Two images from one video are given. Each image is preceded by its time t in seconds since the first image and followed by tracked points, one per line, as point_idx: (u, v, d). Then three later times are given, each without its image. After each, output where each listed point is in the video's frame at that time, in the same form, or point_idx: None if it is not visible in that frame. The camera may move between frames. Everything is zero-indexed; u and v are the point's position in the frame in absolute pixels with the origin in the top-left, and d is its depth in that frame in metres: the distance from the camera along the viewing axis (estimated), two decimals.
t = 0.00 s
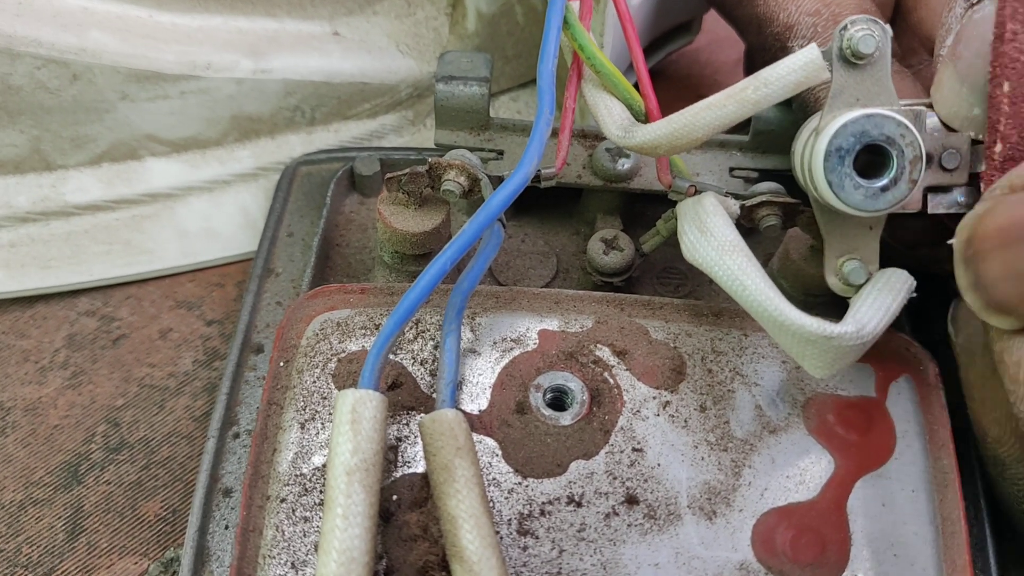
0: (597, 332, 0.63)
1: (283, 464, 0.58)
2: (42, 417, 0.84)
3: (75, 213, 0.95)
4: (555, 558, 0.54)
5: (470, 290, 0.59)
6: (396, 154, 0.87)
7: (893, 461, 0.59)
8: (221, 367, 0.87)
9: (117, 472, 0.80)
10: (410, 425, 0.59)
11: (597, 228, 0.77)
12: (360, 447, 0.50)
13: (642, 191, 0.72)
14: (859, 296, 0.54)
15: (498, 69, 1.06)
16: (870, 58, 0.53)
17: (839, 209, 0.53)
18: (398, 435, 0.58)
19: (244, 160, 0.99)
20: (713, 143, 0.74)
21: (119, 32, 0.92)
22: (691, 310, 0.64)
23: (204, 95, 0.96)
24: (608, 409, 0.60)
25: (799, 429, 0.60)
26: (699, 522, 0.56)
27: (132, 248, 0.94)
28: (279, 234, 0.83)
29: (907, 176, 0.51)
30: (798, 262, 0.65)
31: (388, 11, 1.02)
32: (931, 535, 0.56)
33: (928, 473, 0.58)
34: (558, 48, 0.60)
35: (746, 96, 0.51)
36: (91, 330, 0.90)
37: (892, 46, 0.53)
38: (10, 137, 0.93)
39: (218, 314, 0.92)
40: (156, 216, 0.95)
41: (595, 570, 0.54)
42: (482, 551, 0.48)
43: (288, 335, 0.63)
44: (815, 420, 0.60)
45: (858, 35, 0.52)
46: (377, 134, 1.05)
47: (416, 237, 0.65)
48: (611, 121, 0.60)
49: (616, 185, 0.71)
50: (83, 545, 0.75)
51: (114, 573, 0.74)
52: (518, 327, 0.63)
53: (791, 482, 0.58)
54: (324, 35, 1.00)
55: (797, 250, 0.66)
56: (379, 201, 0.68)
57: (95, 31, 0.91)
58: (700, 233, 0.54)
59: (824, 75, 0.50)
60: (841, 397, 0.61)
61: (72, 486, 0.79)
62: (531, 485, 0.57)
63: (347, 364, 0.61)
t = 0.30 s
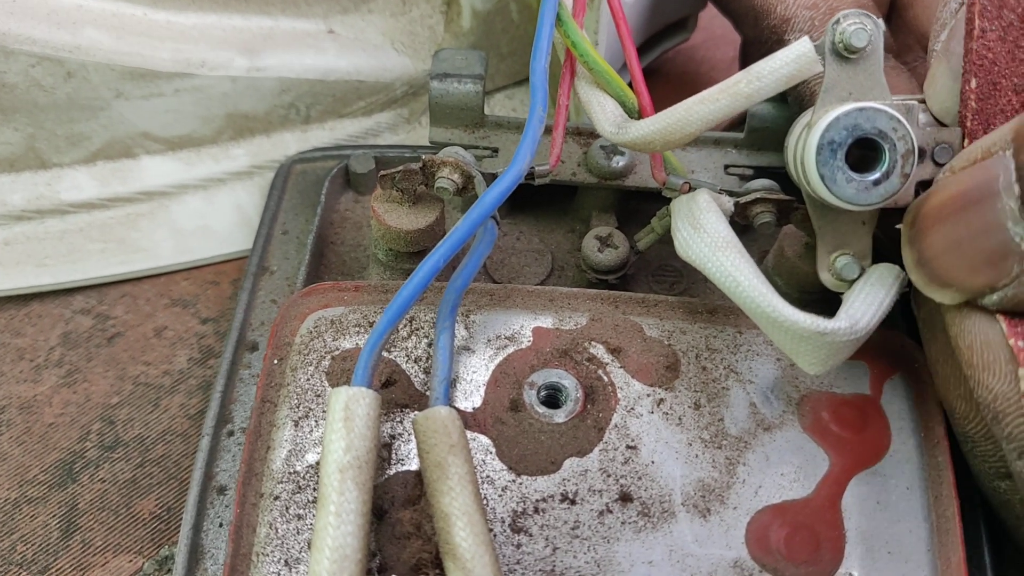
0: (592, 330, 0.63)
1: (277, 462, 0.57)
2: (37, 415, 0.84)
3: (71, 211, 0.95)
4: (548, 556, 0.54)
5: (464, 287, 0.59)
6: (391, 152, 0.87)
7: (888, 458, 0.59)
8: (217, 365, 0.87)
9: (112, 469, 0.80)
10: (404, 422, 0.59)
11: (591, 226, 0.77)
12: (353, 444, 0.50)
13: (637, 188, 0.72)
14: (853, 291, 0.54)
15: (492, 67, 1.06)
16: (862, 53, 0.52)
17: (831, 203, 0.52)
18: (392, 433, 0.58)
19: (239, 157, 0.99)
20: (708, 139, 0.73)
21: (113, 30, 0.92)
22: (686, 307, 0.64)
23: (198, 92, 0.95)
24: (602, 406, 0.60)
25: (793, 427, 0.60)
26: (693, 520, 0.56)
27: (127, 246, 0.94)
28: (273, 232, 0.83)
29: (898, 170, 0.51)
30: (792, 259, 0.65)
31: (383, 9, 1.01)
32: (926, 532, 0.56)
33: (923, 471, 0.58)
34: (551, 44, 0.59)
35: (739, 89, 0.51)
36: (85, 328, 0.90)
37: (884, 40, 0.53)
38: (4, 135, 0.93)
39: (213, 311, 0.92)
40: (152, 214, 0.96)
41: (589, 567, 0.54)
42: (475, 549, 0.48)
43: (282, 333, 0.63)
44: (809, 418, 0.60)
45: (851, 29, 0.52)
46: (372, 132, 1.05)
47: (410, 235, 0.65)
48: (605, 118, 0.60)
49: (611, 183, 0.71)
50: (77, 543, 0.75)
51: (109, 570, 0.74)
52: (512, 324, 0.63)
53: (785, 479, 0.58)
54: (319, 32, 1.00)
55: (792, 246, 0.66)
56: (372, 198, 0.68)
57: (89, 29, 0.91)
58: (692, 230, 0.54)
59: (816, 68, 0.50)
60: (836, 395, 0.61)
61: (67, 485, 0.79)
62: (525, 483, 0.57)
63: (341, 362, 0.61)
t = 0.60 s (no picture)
0: (592, 328, 0.63)
1: (275, 461, 0.57)
2: (35, 414, 0.83)
3: (69, 210, 0.95)
4: (547, 555, 0.54)
5: (464, 286, 0.59)
6: (390, 150, 0.87)
7: (889, 458, 0.58)
8: (216, 364, 0.86)
9: (111, 468, 0.80)
10: (404, 421, 0.59)
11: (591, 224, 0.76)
12: (351, 444, 0.50)
13: (636, 187, 0.72)
14: (855, 289, 0.54)
15: (492, 65, 1.06)
16: (876, 51, 0.52)
17: (840, 202, 0.52)
18: (391, 432, 0.58)
19: (238, 156, 0.99)
20: (707, 138, 0.73)
21: (112, 28, 0.92)
22: (686, 305, 0.64)
23: (198, 91, 0.95)
24: (602, 405, 0.59)
25: (794, 426, 0.59)
26: (692, 519, 0.56)
27: (126, 245, 0.94)
28: (271, 230, 0.82)
29: (910, 170, 0.50)
30: (793, 257, 0.65)
31: (382, 7, 1.01)
32: (927, 531, 0.56)
33: (924, 470, 0.58)
34: (553, 42, 0.59)
35: (751, 85, 0.51)
36: (84, 327, 0.90)
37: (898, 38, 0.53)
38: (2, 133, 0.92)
39: (212, 311, 0.91)
40: (151, 212, 0.96)
41: (587, 567, 0.54)
42: (474, 548, 0.48)
43: (281, 331, 0.63)
44: (810, 417, 0.60)
45: (865, 26, 0.51)
46: (371, 130, 1.05)
47: (409, 233, 0.65)
48: (611, 113, 0.60)
49: (611, 181, 0.71)
50: (76, 542, 0.75)
51: (108, 570, 0.74)
52: (512, 323, 0.63)
53: (785, 479, 0.57)
54: (319, 31, 1.00)
55: (793, 245, 0.66)
56: (372, 196, 0.68)
57: (88, 27, 0.91)
58: (694, 229, 0.53)
59: (829, 66, 0.50)
60: (837, 393, 0.61)
61: (65, 484, 0.79)
62: (524, 482, 0.56)
63: (340, 360, 0.61)
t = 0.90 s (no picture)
0: (588, 329, 0.63)
1: (272, 464, 0.57)
2: (39, 415, 0.82)
3: (72, 210, 0.94)
4: (546, 557, 0.54)
5: (459, 288, 0.59)
6: (383, 151, 0.87)
7: (885, 456, 0.59)
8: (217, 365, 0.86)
9: (114, 470, 0.79)
10: (400, 424, 0.58)
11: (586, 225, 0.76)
12: (350, 446, 0.49)
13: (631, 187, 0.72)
14: (851, 292, 0.54)
15: (495, 67, 1.06)
16: (872, 55, 0.52)
17: (837, 206, 0.52)
18: (387, 434, 0.58)
19: (241, 157, 0.98)
20: (701, 138, 0.73)
21: (115, 29, 0.91)
22: (682, 305, 0.64)
23: (201, 92, 0.95)
24: (599, 406, 0.59)
25: (791, 426, 0.59)
26: (691, 520, 0.56)
27: (129, 245, 0.93)
28: (265, 232, 0.82)
29: (906, 175, 0.50)
30: (789, 257, 0.65)
31: (386, 9, 1.01)
32: (924, 530, 0.56)
33: (920, 469, 0.58)
34: (550, 42, 0.59)
35: (747, 88, 0.50)
36: (87, 328, 0.89)
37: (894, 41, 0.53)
38: (6, 133, 0.91)
39: (215, 311, 0.91)
40: (154, 213, 0.95)
41: (587, 568, 0.54)
42: (473, 551, 0.48)
43: (276, 334, 0.63)
44: (807, 416, 0.60)
45: (862, 30, 0.51)
46: (374, 131, 1.04)
47: (404, 235, 0.65)
48: (607, 114, 0.60)
49: (606, 181, 0.71)
50: (80, 543, 0.74)
51: (111, 571, 0.73)
52: (508, 324, 0.63)
53: (783, 478, 0.57)
54: (321, 32, 0.99)
55: (788, 244, 0.66)
56: (366, 197, 0.67)
57: (92, 27, 0.90)
58: (690, 230, 0.53)
59: (826, 69, 0.50)
60: (833, 393, 0.61)
61: (69, 484, 0.78)
62: (522, 484, 0.56)
63: (335, 363, 0.60)
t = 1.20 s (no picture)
0: (590, 330, 0.63)
1: (275, 465, 0.57)
2: (42, 415, 0.83)
3: (75, 210, 0.94)
4: (548, 557, 0.54)
5: (462, 289, 0.59)
6: (385, 152, 0.87)
7: (887, 456, 0.59)
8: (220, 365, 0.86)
9: (116, 469, 0.79)
10: (403, 424, 0.59)
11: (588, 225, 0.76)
12: (353, 447, 0.50)
13: (633, 188, 0.72)
14: (851, 299, 0.54)
15: (497, 68, 1.06)
16: (873, 64, 0.52)
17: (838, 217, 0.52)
18: (390, 435, 0.58)
19: (244, 157, 0.98)
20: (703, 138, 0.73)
21: (118, 30, 0.92)
22: (684, 306, 0.64)
23: (203, 93, 0.95)
24: (601, 406, 0.59)
25: (793, 426, 0.60)
26: (693, 520, 0.56)
27: (132, 245, 0.93)
28: (268, 233, 0.82)
29: (907, 186, 0.51)
30: (790, 258, 0.66)
31: (388, 10, 1.01)
32: (925, 529, 0.56)
33: (922, 469, 0.58)
34: (552, 43, 0.59)
35: (748, 97, 0.51)
36: (90, 329, 0.89)
37: (896, 51, 0.53)
38: (9, 134, 0.92)
39: (217, 311, 0.91)
40: (157, 213, 0.95)
41: (589, 568, 0.54)
42: (476, 552, 0.48)
43: (279, 335, 0.63)
44: (809, 416, 0.60)
45: (864, 40, 0.51)
46: (377, 132, 1.04)
47: (407, 236, 0.65)
48: (609, 116, 0.60)
49: (608, 182, 0.71)
50: (83, 543, 0.75)
51: (114, 570, 0.73)
52: (510, 325, 0.63)
53: (785, 479, 0.58)
54: (324, 33, 1.00)
55: (789, 244, 0.66)
56: (369, 199, 0.68)
57: (94, 28, 0.91)
58: (692, 233, 0.53)
59: (827, 80, 0.50)
60: (835, 393, 0.61)
61: (72, 484, 0.78)
62: (524, 484, 0.56)
63: (338, 364, 0.61)
